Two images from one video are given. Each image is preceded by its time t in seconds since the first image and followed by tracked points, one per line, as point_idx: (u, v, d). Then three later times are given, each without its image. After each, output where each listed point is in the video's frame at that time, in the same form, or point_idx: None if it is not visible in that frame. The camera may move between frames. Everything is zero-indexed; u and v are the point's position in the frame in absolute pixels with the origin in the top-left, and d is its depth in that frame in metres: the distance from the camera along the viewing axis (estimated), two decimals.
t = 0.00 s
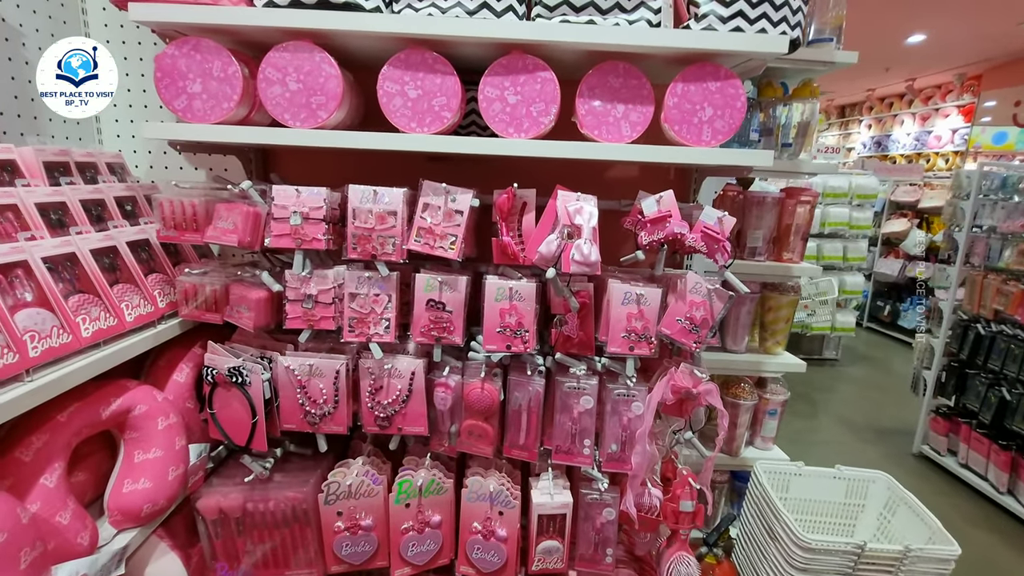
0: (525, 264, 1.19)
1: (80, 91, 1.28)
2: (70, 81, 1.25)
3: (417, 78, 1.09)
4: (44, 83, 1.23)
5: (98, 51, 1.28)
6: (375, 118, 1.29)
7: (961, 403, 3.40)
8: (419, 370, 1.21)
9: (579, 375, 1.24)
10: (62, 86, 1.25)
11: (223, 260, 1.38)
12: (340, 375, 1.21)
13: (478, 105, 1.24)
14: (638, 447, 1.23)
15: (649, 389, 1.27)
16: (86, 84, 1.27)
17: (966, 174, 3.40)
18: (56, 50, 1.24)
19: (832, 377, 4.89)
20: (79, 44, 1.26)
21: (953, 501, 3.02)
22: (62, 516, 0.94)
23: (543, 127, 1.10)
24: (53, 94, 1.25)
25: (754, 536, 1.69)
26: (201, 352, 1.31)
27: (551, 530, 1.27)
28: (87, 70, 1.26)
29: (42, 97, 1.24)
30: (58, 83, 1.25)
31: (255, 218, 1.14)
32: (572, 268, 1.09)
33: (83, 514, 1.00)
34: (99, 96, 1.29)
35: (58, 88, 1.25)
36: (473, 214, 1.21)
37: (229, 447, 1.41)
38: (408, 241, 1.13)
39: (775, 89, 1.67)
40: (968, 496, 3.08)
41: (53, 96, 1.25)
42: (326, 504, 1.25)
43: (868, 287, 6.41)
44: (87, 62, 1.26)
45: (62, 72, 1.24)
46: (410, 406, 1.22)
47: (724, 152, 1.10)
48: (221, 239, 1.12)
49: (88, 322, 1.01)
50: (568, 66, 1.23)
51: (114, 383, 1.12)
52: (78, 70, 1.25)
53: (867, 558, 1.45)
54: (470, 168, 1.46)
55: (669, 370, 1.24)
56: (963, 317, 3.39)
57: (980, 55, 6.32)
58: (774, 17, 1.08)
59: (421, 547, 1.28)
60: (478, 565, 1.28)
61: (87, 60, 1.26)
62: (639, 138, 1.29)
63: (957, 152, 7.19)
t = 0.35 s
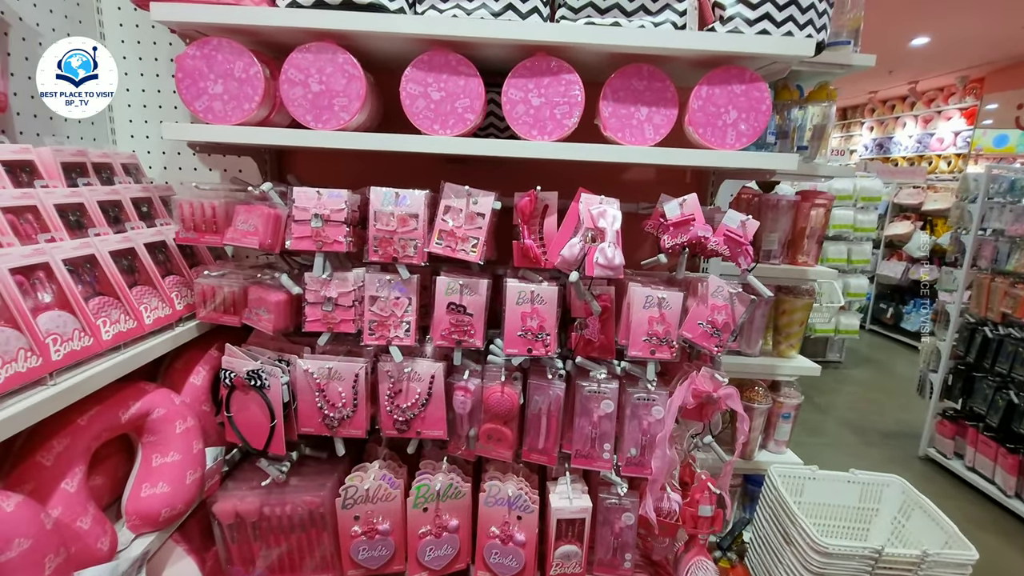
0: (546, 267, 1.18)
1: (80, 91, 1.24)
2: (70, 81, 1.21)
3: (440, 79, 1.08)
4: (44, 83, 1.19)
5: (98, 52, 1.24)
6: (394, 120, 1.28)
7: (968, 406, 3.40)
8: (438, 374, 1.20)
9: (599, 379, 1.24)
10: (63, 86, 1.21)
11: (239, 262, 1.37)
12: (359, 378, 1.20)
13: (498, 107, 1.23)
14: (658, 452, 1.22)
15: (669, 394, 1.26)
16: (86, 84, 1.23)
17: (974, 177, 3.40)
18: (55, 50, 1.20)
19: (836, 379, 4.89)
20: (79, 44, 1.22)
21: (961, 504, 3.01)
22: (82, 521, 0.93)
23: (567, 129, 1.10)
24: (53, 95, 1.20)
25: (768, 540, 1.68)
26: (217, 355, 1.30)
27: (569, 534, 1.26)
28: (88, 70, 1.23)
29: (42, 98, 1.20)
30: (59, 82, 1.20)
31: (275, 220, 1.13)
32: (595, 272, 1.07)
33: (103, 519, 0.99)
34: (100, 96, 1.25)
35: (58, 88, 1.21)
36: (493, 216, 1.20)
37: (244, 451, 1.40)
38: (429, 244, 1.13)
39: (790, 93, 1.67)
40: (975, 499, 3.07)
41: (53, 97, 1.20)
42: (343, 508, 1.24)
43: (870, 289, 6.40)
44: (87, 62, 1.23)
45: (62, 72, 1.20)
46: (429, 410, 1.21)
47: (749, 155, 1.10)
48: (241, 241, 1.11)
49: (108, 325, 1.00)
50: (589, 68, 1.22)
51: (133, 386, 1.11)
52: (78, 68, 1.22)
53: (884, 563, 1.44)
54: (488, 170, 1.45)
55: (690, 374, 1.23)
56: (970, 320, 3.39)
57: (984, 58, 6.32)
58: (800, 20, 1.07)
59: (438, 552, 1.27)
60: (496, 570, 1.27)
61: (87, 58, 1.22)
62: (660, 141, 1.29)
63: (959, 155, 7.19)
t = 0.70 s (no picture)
0: (556, 263, 1.17)
1: (80, 91, 1.20)
2: (70, 80, 1.18)
3: (450, 72, 1.07)
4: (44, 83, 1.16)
5: (98, 52, 1.20)
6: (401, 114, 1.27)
7: (973, 404, 3.39)
8: (447, 370, 1.19)
9: (608, 376, 1.23)
10: (62, 85, 1.18)
11: (246, 258, 1.36)
12: (367, 375, 1.19)
13: (508, 102, 1.22)
14: (668, 449, 1.21)
15: (680, 391, 1.25)
16: (86, 84, 1.19)
17: (980, 175, 3.38)
18: (55, 49, 1.17)
19: (840, 377, 4.87)
20: (79, 44, 1.19)
21: (967, 502, 3.00)
22: (89, 519, 0.92)
23: (577, 123, 1.08)
24: (53, 95, 1.18)
25: (776, 538, 1.67)
26: (224, 351, 1.29)
27: (578, 532, 1.25)
28: (88, 70, 1.19)
29: (42, 97, 1.17)
30: (59, 82, 1.18)
31: (283, 215, 1.12)
32: (606, 267, 1.06)
33: (110, 517, 0.98)
34: (100, 96, 1.21)
35: (58, 88, 1.18)
36: (503, 212, 1.19)
37: (251, 448, 1.39)
38: (438, 239, 1.11)
39: (800, 87, 1.65)
40: (981, 498, 3.06)
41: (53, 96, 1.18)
42: (351, 506, 1.23)
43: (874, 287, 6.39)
44: (88, 62, 1.20)
45: (62, 72, 1.17)
46: (438, 407, 1.20)
47: (763, 150, 1.08)
48: (249, 236, 1.10)
49: (114, 321, 0.99)
50: (600, 61, 1.21)
51: (139, 383, 1.10)
52: (78, 69, 1.18)
53: (894, 561, 1.43)
54: (496, 166, 1.44)
55: (700, 371, 1.22)
56: (975, 318, 3.38)
57: (988, 55, 6.29)
58: (815, 12, 1.06)
59: (445, 550, 1.26)
60: (504, 568, 1.26)
61: (87, 58, 1.19)
62: (670, 136, 1.27)
63: (963, 152, 7.16)
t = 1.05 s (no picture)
0: (553, 271, 1.13)
1: (80, 91, 1.22)
2: (71, 81, 1.19)
3: (441, 75, 1.03)
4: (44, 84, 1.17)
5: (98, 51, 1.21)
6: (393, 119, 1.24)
7: (985, 408, 3.31)
8: (441, 383, 1.15)
9: (608, 388, 1.18)
10: (63, 86, 1.19)
11: (236, 267, 1.33)
12: (358, 388, 1.15)
13: (502, 105, 1.18)
14: (671, 464, 1.16)
15: (682, 403, 1.20)
16: (87, 84, 1.21)
17: (990, 174, 3.31)
18: (54, 49, 1.18)
19: (848, 380, 4.79)
20: (79, 44, 1.20)
21: (980, 509, 2.93)
22: (67, 542, 0.89)
23: (573, 127, 1.04)
24: (53, 95, 1.19)
25: (783, 551, 1.62)
26: (213, 363, 1.26)
27: (578, 549, 1.21)
28: (88, 71, 1.21)
29: (42, 98, 1.18)
30: (59, 83, 1.19)
31: (270, 224, 1.08)
32: (604, 276, 1.02)
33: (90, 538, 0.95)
34: (100, 96, 1.23)
35: (58, 88, 1.19)
36: (497, 219, 1.15)
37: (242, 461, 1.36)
38: (430, 248, 1.08)
39: (806, 86, 1.60)
40: (995, 504, 2.99)
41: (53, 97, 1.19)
42: (343, 523, 1.20)
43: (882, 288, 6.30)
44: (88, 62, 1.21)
45: (63, 72, 1.18)
46: (432, 420, 1.16)
47: (767, 153, 1.04)
48: (235, 246, 1.06)
49: (94, 335, 0.96)
50: (597, 62, 1.17)
51: (123, 398, 1.07)
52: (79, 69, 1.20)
53: None
54: (492, 170, 1.40)
55: (704, 383, 1.18)
56: (987, 320, 3.31)
57: (997, 51, 6.19)
58: (821, 8, 1.01)
59: (441, 568, 1.22)
60: None
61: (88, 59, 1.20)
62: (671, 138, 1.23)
63: (972, 150, 7.06)
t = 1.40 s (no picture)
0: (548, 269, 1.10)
1: (80, 91, 1.21)
2: (71, 81, 1.19)
3: (432, 67, 1.00)
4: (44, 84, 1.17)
5: (98, 51, 1.20)
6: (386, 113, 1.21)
7: (994, 411, 3.26)
8: (433, 384, 1.13)
9: (605, 389, 1.15)
10: (63, 86, 1.19)
11: (226, 266, 1.30)
12: (349, 389, 1.12)
13: (497, 99, 1.15)
14: (670, 468, 1.13)
15: (681, 405, 1.17)
16: (86, 84, 1.20)
17: (999, 172, 3.26)
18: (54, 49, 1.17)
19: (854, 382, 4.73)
20: (79, 44, 1.19)
21: (989, 513, 2.87)
22: (48, 545, 0.87)
23: (569, 120, 1.01)
24: (53, 95, 1.18)
25: (787, 557, 1.58)
26: (202, 363, 1.24)
27: (575, 554, 1.18)
28: (87, 70, 1.19)
29: (42, 98, 1.18)
30: (59, 83, 1.18)
31: (258, 220, 1.06)
32: (600, 274, 0.98)
33: (72, 540, 0.93)
34: (100, 96, 1.22)
35: (58, 88, 1.18)
36: (491, 215, 1.12)
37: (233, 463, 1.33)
38: (422, 245, 1.05)
39: (809, 81, 1.57)
40: (1004, 509, 2.93)
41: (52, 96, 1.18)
42: (334, 526, 1.17)
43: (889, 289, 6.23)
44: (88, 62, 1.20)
45: (62, 72, 1.18)
46: (424, 421, 1.13)
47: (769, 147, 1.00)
48: (222, 243, 1.04)
49: (77, 333, 0.93)
50: (594, 54, 1.14)
51: (109, 398, 1.04)
52: (79, 69, 1.19)
53: None
54: (488, 167, 1.37)
55: (704, 384, 1.15)
56: (996, 321, 3.25)
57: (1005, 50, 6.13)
58: None
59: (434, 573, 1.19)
60: None
61: (87, 59, 1.19)
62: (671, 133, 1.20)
63: (980, 150, 6.98)
